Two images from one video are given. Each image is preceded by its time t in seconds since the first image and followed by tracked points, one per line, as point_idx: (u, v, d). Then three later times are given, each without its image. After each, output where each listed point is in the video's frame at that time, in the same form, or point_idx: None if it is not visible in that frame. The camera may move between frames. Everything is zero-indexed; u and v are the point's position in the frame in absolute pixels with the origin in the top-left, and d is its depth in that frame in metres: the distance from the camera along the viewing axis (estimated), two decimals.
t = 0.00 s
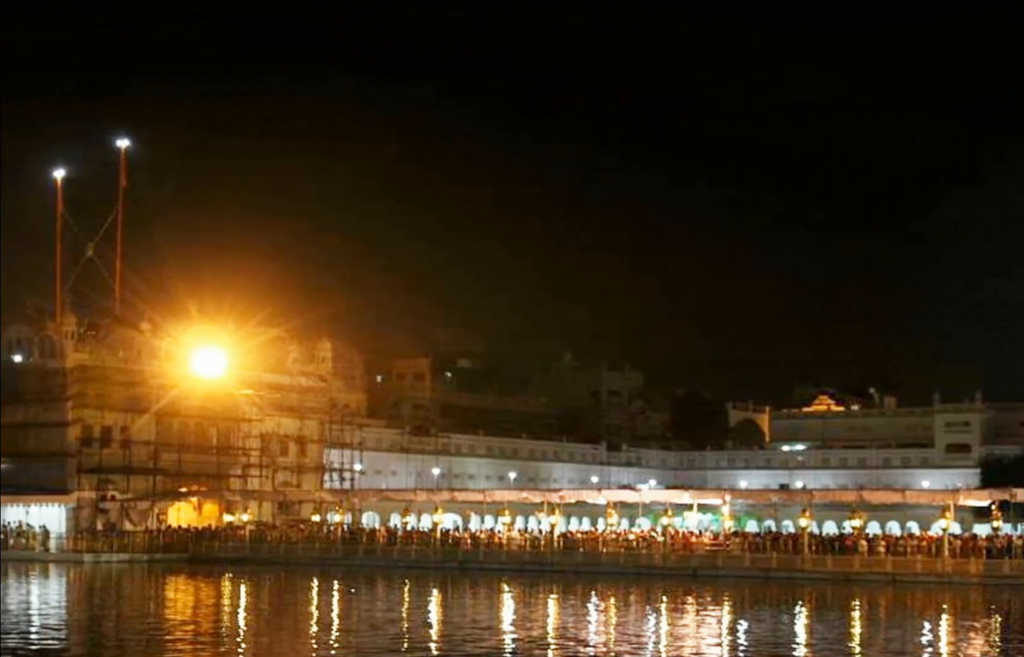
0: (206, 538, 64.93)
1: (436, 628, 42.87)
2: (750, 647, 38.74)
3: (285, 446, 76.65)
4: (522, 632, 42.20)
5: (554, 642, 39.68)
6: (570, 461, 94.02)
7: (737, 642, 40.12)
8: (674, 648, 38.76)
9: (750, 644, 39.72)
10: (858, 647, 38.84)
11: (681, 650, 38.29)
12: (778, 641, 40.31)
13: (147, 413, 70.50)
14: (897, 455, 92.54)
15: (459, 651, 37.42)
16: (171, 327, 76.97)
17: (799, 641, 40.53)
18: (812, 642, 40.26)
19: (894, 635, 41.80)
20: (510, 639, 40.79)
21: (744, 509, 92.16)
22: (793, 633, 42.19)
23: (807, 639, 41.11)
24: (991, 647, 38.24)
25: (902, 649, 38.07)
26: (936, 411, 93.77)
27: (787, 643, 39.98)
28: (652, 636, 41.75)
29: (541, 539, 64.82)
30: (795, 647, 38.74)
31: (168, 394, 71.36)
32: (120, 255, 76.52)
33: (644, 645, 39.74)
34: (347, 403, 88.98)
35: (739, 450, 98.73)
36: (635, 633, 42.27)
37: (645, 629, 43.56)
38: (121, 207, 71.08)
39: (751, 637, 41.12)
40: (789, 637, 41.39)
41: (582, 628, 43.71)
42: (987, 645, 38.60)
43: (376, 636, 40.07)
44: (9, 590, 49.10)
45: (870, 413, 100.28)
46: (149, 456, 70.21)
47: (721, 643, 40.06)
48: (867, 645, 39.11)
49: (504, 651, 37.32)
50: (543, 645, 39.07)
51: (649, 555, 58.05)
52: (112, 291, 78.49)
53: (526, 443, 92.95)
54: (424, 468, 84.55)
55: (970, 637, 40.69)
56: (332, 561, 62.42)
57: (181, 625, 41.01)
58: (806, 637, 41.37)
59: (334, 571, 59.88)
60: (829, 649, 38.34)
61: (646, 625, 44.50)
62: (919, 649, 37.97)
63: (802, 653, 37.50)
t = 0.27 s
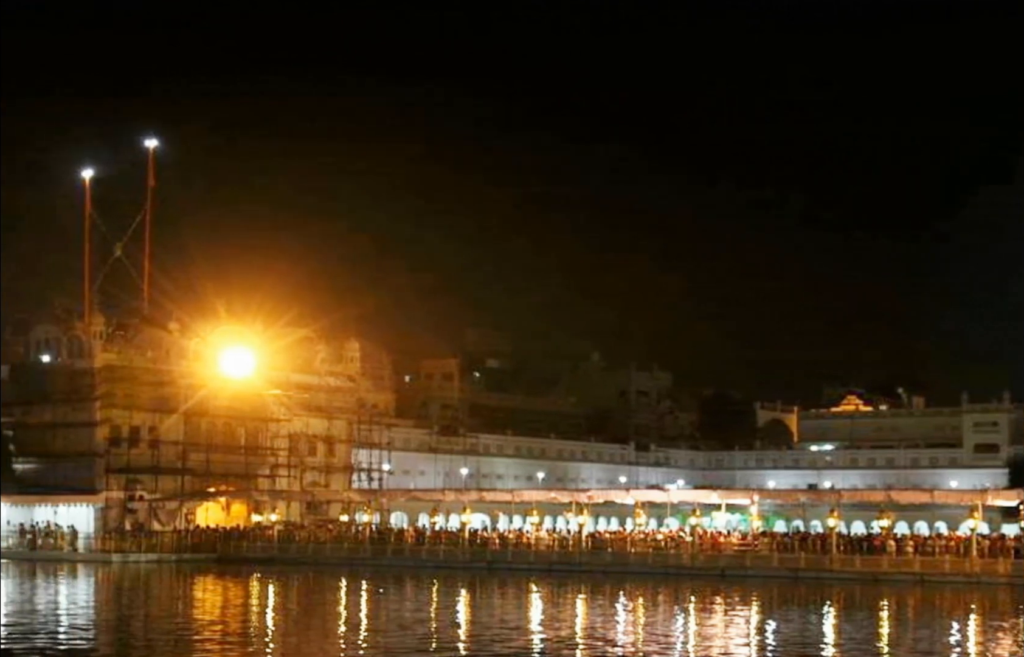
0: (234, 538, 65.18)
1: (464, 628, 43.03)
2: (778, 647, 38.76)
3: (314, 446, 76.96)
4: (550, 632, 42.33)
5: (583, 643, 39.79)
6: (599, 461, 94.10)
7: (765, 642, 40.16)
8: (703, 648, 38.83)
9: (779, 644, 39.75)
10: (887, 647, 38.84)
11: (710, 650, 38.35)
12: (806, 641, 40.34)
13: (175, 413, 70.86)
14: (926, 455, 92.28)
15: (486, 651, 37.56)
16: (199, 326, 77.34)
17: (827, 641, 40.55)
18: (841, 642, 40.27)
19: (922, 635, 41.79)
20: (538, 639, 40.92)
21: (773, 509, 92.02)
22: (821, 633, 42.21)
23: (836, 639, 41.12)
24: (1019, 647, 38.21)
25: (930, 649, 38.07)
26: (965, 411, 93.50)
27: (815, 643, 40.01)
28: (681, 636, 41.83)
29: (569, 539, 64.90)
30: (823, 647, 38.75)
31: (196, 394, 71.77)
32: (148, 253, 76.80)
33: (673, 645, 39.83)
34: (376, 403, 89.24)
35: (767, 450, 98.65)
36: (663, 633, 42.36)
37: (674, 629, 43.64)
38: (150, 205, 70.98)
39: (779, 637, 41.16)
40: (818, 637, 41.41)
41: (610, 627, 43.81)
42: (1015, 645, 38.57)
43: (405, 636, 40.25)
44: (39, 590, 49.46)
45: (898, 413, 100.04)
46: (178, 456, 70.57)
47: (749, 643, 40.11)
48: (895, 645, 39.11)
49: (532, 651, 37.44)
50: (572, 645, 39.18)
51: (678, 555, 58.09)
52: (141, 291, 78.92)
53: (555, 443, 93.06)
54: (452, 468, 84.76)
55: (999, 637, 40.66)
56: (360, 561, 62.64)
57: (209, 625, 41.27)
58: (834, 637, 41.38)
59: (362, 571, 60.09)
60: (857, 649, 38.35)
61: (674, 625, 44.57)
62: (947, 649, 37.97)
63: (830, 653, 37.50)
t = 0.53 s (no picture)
0: (263, 538, 65.52)
1: (493, 628, 43.20)
2: (807, 647, 38.80)
3: (342, 446, 77.28)
4: (579, 632, 42.45)
5: (611, 643, 39.90)
6: (627, 461, 94.18)
7: (793, 642, 40.21)
8: (731, 648, 38.90)
9: (807, 644, 39.79)
10: (915, 647, 38.87)
11: (738, 650, 38.43)
12: (835, 642, 40.37)
13: (204, 413, 71.23)
14: (954, 455, 92.07)
15: (515, 651, 37.70)
16: (227, 327, 77.61)
17: (856, 641, 40.58)
18: (869, 642, 40.30)
19: (951, 635, 41.80)
20: (567, 639, 41.05)
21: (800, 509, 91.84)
22: (850, 633, 42.24)
23: (864, 639, 41.15)
24: None
25: (958, 649, 38.10)
26: (993, 411, 93.29)
27: (843, 643, 40.04)
28: (709, 636, 41.90)
29: (597, 539, 64.99)
30: (852, 647, 38.78)
31: (224, 394, 72.12)
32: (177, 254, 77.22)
33: (702, 645, 39.90)
34: (404, 402, 89.50)
35: (795, 450, 98.57)
36: (692, 633, 42.44)
37: (702, 629, 43.72)
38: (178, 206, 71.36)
39: (807, 637, 41.20)
40: (846, 637, 41.44)
41: (639, 627, 43.91)
42: None
43: (433, 636, 40.43)
44: (67, 590, 49.83)
45: (927, 413, 99.82)
46: (206, 456, 70.95)
47: (777, 643, 40.17)
48: (923, 645, 39.14)
49: (560, 651, 37.57)
50: (600, 645, 39.30)
51: (706, 555, 58.13)
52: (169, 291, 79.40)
53: (583, 443, 93.18)
54: (480, 468, 84.93)
55: None
56: (388, 561, 62.90)
57: (237, 625, 41.53)
58: (863, 637, 41.41)
59: (390, 571, 60.33)
60: (886, 649, 38.37)
61: (703, 625, 44.66)
62: (976, 649, 37.98)
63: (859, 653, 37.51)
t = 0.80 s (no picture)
0: (294, 538, 66.03)
1: (524, 628, 43.52)
2: (839, 647, 38.98)
3: (373, 446, 77.70)
4: (610, 632, 42.72)
5: (642, 643, 40.15)
6: (658, 461, 94.36)
7: (825, 642, 40.39)
8: (762, 648, 39.12)
9: (839, 644, 39.97)
10: (947, 647, 39.01)
11: (770, 650, 38.63)
12: (866, 641, 40.53)
13: (235, 413, 71.72)
14: (986, 455, 91.93)
15: (546, 651, 37.99)
16: (259, 327, 78.12)
17: (887, 641, 40.73)
18: (901, 642, 40.44)
19: (982, 635, 41.93)
20: (598, 639, 41.33)
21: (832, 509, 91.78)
22: (881, 633, 42.40)
23: (896, 639, 41.30)
24: None
25: (990, 649, 38.26)
26: None
27: (875, 643, 40.20)
28: (741, 636, 42.13)
29: (629, 539, 65.21)
30: (883, 647, 38.94)
31: (256, 394, 72.58)
32: (209, 255, 77.75)
33: (732, 644, 40.12)
34: (436, 402, 89.87)
35: (827, 450, 98.58)
36: (723, 633, 42.66)
37: (734, 629, 43.94)
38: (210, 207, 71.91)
39: (839, 637, 41.38)
40: (878, 637, 41.60)
41: (670, 627, 44.15)
42: None
43: (466, 636, 40.78)
44: (100, 590, 50.35)
45: (958, 413, 99.68)
46: (238, 456, 71.47)
47: (809, 643, 40.36)
48: (954, 645, 39.29)
49: (591, 651, 37.84)
50: (632, 645, 39.56)
51: (738, 555, 58.31)
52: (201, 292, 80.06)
53: (615, 443, 93.40)
54: (512, 468, 85.21)
55: None
56: (420, 561, 63.30)
57: (269, 625, 41.94)
58: (894, 637, 41.56)
59: (422, 571, 60.70)
60: (918, 649, 38.52)
61: (734, 625, 44.87)
62: (1007, 649, 38.13)
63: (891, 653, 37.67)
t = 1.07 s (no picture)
0: (323, 538, 66.49)
1: (553, 628, 43.83)
2: (867, 647, 39.17)
3: (401, 446, 78.09)
4: (638, 632, 43.00)
5: (669, 643, 40.41)
6: (686, 461, 94.53)
7: (853, 642, 40.58)
8: (788, 648, 39.32)
9: (867, 644, 40.16)
10: (974, 647, 39.16)
11: (797, 650, 38.83)
12: (894, 642, 40.70)
13: (263, 413, 72.22)
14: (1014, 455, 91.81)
15: (574, 650, 38.29)
16: (288, 328, 78.59)
17: (915, 641, 40.89)
18: (929, 642, 40.60)
19: (1010, 635, 42.06)
20: (627, 639, 41.61)
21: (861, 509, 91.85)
22: (909, 633, 42.56)
23: (924, 639, 41.45)
24: None
25: (1017, 649, 38.42)
26: None
27: (903, 643, 40.36)
28: (769, 636, 42.35)
29: (657, 539, 65.42)
30: (912, 647, 39.10)
31: (284, 394, 73.06)
32: (237, 255, 78.25)
33: (759, 645, 40.34)
34: (465, 402, 90.22)
35: (856, 450, 98.61)
36: (751, 633, 42.89)
37: (762, 629, 44.16)
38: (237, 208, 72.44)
39: (867, 637, 41.57)
40: (906, 637, 41.76)
41: (698, 627, 44.40)
42: None
43: (495, 636, 41.10)
44: (130, 590, 50.85)
45: (987, 413, 99.56)
46: (266, 456, 71.96)
47: (837, 643, 40.56)
48: (982, 645, 39.44)
49: (619, 651, 38.12)
50: (660, 645, 39.82)
51: (766, 555, 58.48)
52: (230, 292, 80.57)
53: (643, 443, 93.63)
54: (540, 468, 85.50)
55: None
56: (449, 561, 63.63)
57: (298, 624, 42.35)
58: (922, 637, 41.72)
59: (450, 571, 61.05)
60: (946, 649, 38.67)
61: (762, 625, 45.08)
62: None
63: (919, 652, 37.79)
